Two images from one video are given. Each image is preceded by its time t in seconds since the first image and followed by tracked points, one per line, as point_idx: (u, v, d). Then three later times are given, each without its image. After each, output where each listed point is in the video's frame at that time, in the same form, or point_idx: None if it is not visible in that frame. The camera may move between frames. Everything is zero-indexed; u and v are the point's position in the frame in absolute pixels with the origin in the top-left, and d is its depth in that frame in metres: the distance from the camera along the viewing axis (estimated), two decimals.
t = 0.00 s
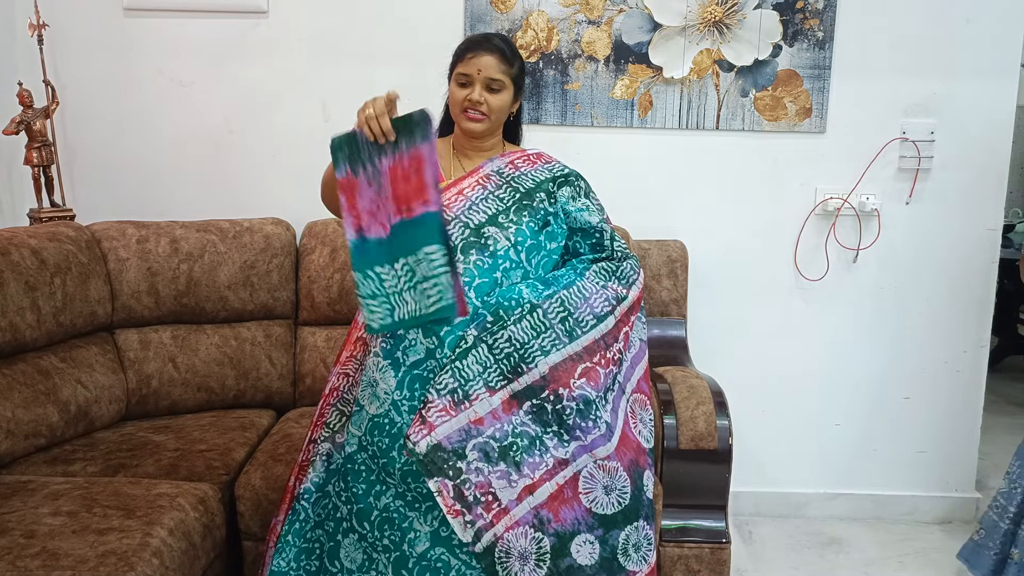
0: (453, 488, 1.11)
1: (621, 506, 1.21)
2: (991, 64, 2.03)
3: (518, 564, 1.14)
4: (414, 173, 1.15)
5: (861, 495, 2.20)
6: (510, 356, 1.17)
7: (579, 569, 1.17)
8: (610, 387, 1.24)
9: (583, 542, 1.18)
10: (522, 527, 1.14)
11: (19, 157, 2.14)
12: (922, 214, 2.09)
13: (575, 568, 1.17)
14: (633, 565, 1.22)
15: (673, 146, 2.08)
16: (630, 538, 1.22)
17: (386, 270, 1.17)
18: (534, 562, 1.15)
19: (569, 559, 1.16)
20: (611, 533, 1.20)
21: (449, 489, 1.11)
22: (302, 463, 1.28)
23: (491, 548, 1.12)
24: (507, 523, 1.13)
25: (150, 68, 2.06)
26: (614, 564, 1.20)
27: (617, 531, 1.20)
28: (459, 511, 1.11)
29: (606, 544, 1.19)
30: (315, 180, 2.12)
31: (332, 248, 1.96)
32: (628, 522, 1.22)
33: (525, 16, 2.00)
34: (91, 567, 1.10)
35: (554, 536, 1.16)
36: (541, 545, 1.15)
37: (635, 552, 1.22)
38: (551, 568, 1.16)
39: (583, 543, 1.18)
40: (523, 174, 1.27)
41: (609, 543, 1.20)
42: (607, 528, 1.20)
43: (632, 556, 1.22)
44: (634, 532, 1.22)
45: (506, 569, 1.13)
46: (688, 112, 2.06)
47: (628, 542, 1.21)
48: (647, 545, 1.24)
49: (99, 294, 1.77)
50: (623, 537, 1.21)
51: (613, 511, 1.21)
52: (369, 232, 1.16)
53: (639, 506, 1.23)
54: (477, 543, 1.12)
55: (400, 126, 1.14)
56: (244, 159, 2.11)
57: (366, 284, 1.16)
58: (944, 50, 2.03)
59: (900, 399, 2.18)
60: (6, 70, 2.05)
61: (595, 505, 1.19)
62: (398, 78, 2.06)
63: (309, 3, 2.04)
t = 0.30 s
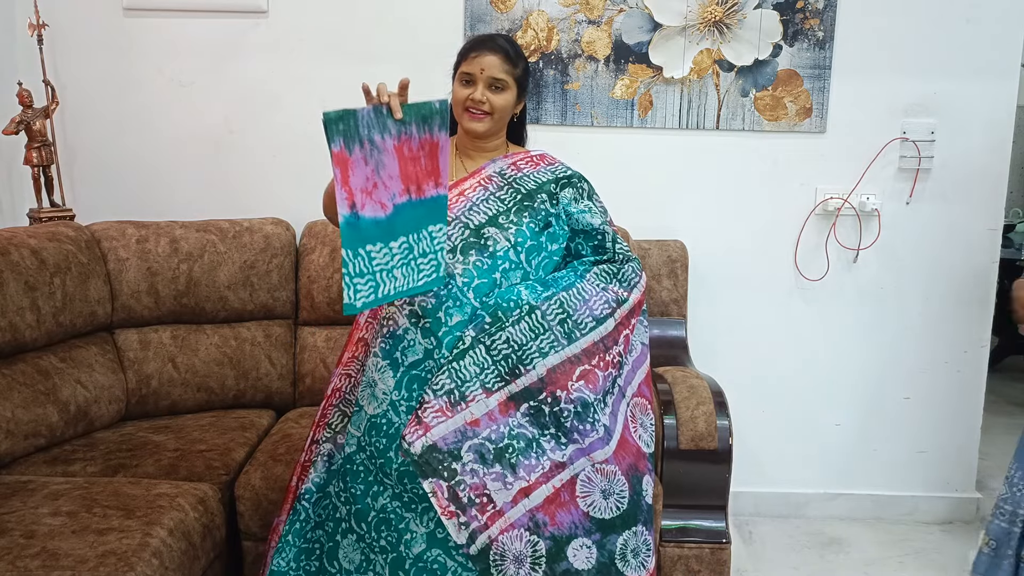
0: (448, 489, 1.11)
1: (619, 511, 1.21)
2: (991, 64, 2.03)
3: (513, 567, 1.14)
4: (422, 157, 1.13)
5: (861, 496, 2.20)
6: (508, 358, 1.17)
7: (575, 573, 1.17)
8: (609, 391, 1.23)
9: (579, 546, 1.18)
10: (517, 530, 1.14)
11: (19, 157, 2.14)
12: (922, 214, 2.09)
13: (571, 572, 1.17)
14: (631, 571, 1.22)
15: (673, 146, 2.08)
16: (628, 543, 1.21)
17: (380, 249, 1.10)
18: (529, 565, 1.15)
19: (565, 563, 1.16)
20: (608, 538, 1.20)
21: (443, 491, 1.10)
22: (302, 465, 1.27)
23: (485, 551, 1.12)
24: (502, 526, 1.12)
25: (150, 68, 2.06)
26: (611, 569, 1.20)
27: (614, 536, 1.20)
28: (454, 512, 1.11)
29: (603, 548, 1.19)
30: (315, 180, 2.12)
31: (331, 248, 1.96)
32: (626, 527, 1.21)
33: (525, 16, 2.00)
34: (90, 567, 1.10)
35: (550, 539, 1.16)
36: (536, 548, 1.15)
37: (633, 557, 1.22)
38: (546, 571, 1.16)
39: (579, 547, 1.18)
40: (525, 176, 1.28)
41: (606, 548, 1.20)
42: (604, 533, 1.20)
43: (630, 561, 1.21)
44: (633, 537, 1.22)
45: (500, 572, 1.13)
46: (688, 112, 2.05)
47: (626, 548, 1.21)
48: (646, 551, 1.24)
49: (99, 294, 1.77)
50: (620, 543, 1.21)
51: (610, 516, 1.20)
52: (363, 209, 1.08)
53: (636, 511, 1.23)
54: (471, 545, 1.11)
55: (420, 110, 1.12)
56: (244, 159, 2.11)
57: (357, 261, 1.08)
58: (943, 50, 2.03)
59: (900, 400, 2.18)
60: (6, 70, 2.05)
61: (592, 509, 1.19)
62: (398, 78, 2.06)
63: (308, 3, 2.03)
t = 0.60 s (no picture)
0: (447, 488, 1.11)
1: (618, 512, 1.21)
2: (990, 65, 2.03)
3: (512, 566, 1.13)
4: (419, 165, 1.15)
5: (861, 496, 2.20)
6: (508, 357, 1.17)
7: (575, 572, 1.17)
8: (609, 390, 1.23)
9: (579, 545, 1.17)
10: (516, 530, 1.13)
11: (19, 157, 2.14)
12: (922, 214, 2.09)
13: (571, 571, 1.17)
14: (631, 571, 1.22)
15: (673, 146, 2.08)
16: (628, 543, 1.21)
17: (372, 255, 1.12)
18: (529, 564, 1.14)
19: (565, 562, 1.16)
20: (607, 538, 1.20)
21: (443, 489, 1.11)
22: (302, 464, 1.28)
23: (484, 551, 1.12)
24: (501, 526, 1.12)
25: (150, 68, 2.06)
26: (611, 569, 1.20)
27: (614, 537, 1.20)
28: (453, 511, 1.11)
29: (603, 548, 1.19)
30: (315, 180, 2.12)
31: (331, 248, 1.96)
32: (626, 527, 1.21)
33: (525, 16, 2.00)
34: (90, 567, 1.10)
35: (549, 538, 1.16)
36: (536, 547, 1.15)
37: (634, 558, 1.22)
38: (546, 571, 1.15)
39: (579, 546, 1.17)
40: (525, 176, 1.28)
41: (606, 548, 1.20)
42: (604, 533, 1.19)
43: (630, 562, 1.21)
44: (633, 538, 1.22)
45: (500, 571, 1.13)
46: (688, 113, 2.05)
47: (626, 549, 1.21)
48: (646, 551, 1.23)
49: (99, 294, 1.77)
50: (619, 544, 1.20)
51: (610, 516, 1.20)
52: (353, 213, 1.12)
53: (636, 511, 1.23)
54: (471, 544, 1.11)
55: (414, 119, 1.15)
56: (244, 159, 2.11)
57: (346, 265, 1.11)
58: (943, 50, 2.03)
59: (900, 399, 2.18)
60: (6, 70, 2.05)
61: (592, 509, 1.19)
62: (398, 78, 2.06)
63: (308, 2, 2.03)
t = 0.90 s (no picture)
0: (451, 488, 1.11)
1: (619, 508, 1.21)
2: (990, 65, 2.03)
3: (516, 564, 1.13)
4: (423, 156, 1.17)
5: (861, 496, 2.20)
6: (509, 357, 1.17)
7: (577, 569, 1.17)
8: (611, 388, 1.23)
9: (581, 542, 1.18)
10: (519, 528, 1.14)
11: (19, 157, 2.14)
12: (922, 214, 2.09)
13: (573, 569, 1.17)
14: (631, 567, 1.22)
15: (673, 146, 2.08)
16: (629, 539, 1.22)
17: (392, 246, 1.12)
18: (532, 562, 1.15)
19: (568, 560, 1.17)
20: (608, 535, 1.20)
21: (446, 489, 1.11)
22: (303, 463, 1.28)
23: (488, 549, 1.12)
24: (505, 524, 1.12)
25: (150, 68, 2.06)
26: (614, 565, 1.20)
27: (615, 534, 1.20)
28: (457, 511, 1.11)
29: (604, 545, 1.20)
30: (315, 180, 2.12)
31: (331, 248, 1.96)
32: (626, 524, 1.22)
33: (525, 16, 2.00)
34: (90, 567, 1.10)
35: (552, 536, 1.16)
36: (539, 545, 1.15)
37: (635, 554, 1.23)
38: (549, 569, 1.16)
39: (581, 544, 1.18)
40: (525, 174, 1.27)
41: (607, 544, 1.20)
42: (605, 530, 1.20)
43: (630, 559, 1.22)
44: (634, 535, 1.22)
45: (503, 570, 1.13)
46: (688, 113, 2.05)
47: (627, 545, 1.21)
48: (646, 546, 1.24)
49: (99, 294, 1.77)
50: (620, 540, 1.21)
51: (611, 513, 1.21)
52: (369, 208, 1.12)
53: (637, 508, 1.23)
54: (474, 543, 1.12)
55: (413, 112, 1.18)
56: (244, 159, 2.11)
57: (369, 259, 1.11)
58: (943, 51, 2.03)
59: (901, 399, 2.18)
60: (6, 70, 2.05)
61: (594, 506, 1.19)
62: (397, 78, 2.06)
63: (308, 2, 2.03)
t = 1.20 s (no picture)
0: (457, 488, 1.11)
1: (623, 502, 1.21)
2: (990, 65, 2.03)
3: (524, 562, 1.14)
4: (423, 186, 1.15)
5: (861, 496, 2.20)
6: (511, 356, 1.17)
7: (584, 564, 1.17)
8: (611, 384, 1.24)
9: (586, 537, 1.18)
10: (526, 525, 1.14)
11: (19, 157, 2.14)
12: (922, 214, 2.09)
13: (580, 563, 1.17)
14: (634, 557, 1.23)
15: (673, 145, 2.08)
16: (631, 531, 1.22)
17: (403, 276, 1.12)
18: (539, 559, 1.15)
19: (574, 555, 1.17)
20: (613, 528, 1.20)
21: (453, 489, 1.11)
22: (303, 462, 1.28)
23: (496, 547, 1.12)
24: (512, 522, 1.13)
25: (150, 68, 2.06)
26: (620, 558, 1.21)
27: (619, 527, 1.21)
28: (464, 511, 1.11)
29: (609, 538, 1.20)
30: (315, 180, 2.12)
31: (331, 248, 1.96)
32: (629, 517, 1.22)
33: (525, 16, 2.00)
34: (90, 567, 1.10)
35: (558, 533, 1.16)
36: (546, 542, 1.15)
37: (636, 545, 1.23)
38: (556, 565, 1.16)
39: (587, 538, 1.18)
40: (522, 171, 1.27)
41: (611, 537, 1.20)
42: (610, 523, 1.20)
43: (633, 550, 1.22)
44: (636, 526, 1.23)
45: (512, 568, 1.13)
46: (688, 113, 2.05)
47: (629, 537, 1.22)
48: (648, 537, 1.24)
49: (99, 294, 1.77)
50: (624, 532, 1.21)
51: (616, 506, 1.21)
52: (379, 242, 1.11)
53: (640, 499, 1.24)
54: (482, 542, 1.12)
55: (410, 143, 1.14)
56: (244, 159, 2.11)
57: (384, 290, 1.11)
58: (943, 51, 2.03)
59: (901, 399, 2.18)
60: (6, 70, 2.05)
61: (598, 500, 1.19)
62: (398, 78, 2.06)
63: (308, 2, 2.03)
